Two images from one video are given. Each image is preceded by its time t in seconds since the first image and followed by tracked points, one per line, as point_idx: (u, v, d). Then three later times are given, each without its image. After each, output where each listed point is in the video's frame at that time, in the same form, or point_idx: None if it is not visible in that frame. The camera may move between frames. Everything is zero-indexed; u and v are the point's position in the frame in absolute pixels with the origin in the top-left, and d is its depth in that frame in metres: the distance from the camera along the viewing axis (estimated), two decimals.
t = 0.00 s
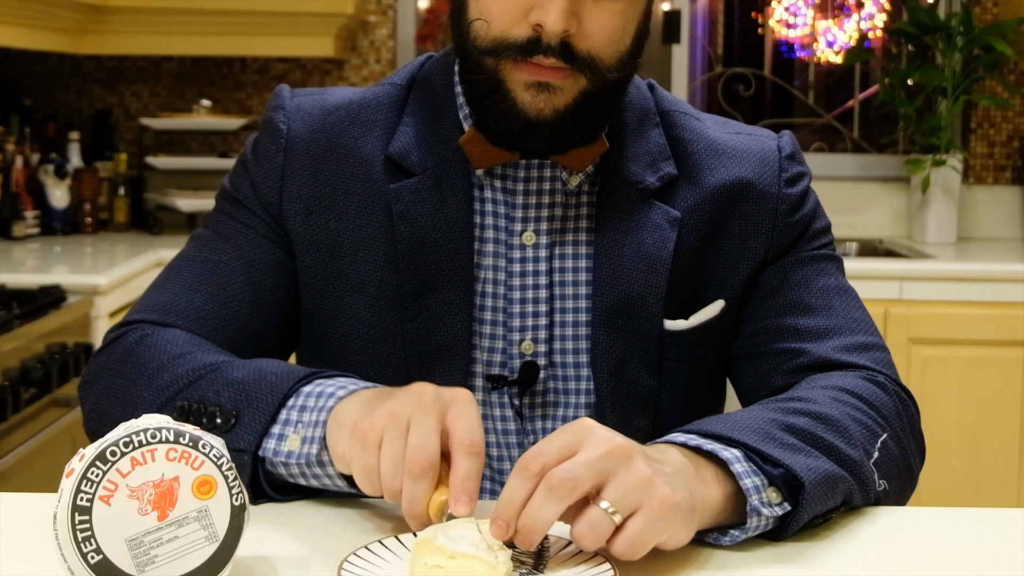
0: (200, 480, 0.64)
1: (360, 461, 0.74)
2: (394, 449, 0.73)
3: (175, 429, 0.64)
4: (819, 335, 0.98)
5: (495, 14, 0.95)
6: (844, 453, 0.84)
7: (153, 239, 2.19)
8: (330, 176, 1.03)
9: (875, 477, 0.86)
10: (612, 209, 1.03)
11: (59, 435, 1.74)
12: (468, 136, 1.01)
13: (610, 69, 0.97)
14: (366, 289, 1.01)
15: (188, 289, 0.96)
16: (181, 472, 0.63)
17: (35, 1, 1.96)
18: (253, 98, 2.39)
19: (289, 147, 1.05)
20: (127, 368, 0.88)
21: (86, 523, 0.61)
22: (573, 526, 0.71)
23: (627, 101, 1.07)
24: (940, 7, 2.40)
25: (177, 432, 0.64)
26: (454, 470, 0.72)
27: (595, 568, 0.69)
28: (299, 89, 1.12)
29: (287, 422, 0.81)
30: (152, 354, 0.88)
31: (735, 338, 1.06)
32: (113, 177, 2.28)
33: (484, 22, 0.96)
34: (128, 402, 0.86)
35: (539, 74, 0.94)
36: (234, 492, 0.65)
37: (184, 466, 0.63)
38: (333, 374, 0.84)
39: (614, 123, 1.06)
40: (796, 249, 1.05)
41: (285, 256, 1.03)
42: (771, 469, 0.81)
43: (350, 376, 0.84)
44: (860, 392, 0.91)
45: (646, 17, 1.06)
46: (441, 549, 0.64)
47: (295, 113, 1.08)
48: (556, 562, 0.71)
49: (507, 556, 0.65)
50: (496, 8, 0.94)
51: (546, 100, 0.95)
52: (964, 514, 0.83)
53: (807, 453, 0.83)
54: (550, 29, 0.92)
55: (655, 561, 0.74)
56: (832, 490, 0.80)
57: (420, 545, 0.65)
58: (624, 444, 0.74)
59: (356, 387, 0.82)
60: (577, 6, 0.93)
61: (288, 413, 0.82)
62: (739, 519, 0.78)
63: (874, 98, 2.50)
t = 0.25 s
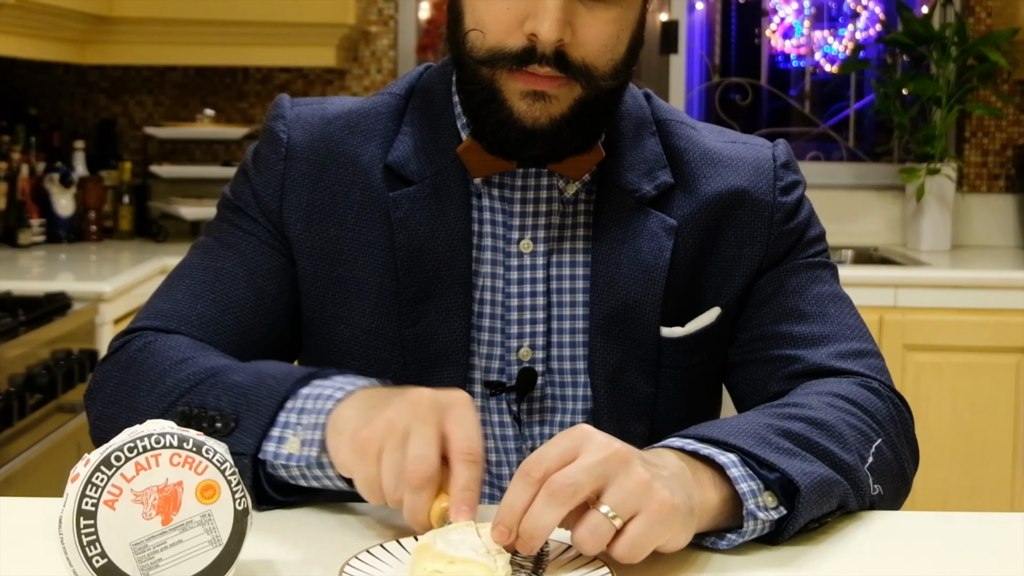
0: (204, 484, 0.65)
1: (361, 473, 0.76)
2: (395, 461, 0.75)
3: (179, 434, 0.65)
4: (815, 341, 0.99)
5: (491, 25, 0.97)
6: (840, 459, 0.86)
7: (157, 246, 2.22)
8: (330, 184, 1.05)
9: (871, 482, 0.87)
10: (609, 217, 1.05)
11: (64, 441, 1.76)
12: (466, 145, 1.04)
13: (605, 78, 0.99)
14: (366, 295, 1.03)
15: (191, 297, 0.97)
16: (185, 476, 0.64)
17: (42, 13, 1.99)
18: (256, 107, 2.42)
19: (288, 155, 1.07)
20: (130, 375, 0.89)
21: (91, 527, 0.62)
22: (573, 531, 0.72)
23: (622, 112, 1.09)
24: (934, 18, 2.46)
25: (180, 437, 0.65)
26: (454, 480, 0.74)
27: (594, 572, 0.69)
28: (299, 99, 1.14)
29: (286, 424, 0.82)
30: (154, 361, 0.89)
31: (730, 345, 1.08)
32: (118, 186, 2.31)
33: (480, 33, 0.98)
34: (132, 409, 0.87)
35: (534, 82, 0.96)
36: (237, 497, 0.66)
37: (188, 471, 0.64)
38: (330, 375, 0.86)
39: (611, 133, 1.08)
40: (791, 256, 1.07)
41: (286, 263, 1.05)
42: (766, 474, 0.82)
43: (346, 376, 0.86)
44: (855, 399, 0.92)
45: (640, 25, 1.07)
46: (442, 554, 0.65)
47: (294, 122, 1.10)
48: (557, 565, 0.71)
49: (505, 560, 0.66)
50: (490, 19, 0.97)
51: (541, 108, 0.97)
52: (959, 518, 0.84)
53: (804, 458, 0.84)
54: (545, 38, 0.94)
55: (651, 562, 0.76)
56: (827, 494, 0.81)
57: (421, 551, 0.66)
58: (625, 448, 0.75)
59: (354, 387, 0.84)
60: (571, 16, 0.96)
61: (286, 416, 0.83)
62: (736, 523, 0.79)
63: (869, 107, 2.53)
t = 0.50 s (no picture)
0: (207, 489, 0.66)
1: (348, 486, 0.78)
2: (372, 471, 0.76)
3: (183, 439, 0.66)
4: (812, 351, 1.02)
5: (489, 34, 0.99)
6: (837, 464, 0.87)
7: (161, 254, 2.25)
8: (331, 196, 1.06)
9: (868, 490, 0.89)
10: (609, 227, 1.07)
11: (69, 445, 1.78)
12: (466, 154, 1.05)
13: (601, 85, 1.01)
14: (367, 305, 1.04)
15: (196, 309, 0.99)
16: (189, 481, 0.65)
17: (47, 23, 2.02)
18: (259, 116, 2.45)
19: (290, 167, 1.08)
20: (129, 387, 0.92)
21: (96, 532, 0.63)
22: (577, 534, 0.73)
23: (620, 121, 1.11)
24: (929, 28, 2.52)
25: (184, 442, 0.66)
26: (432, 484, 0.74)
27: None
28: (299, 111, 1.15)
29: (270, 425, 0.84)
30: (148, 372, 0.92)
31: (728, 354, 1.10)
32: (122, 194, 2.34)
33: (478, 42, 1.00)
34: (131, 420, 0.89)
35: (532, 91, 0.98)
36: (240, 501, 0.67)
37: (191, 476, 0.65)
38: (313, 371, 0.87)
39: (610, 143, 1.10)
40: (788, 266, 1.08)
41: (289, 274, 1.06)
42: (767, 477, 0.84)
43: (327, 370, 0.87)
44: (852, 406, 0.94)
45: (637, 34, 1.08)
46: (443, 561, 0.65)
47: (295, 134, 1.11)
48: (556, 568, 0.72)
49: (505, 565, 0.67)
50: (488, 29, 0.98)
51: (540, 116, 0.98)
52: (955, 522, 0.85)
53: (803, 463, 0.86)
54: (542, 47, 0.96)
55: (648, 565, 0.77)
56: (825, 499, 0.83)
57: (422, 558, 0.66)
58: (620, 451, 0.76)
59: (332, 382, 0.84)
60: (567, 25, 0.97)
61: (271, 416, 0.84)
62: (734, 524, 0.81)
63: (865, 116, 2.55)
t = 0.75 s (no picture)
0: (210, 493, 0.67)
1: (365, 442, 0.77)
2: (397, 429, 0.74)
3: (186, 444, 0.67)
4: (810, 362, 1.02)
5: (487, 43, 0.99)
6: (838, 470, 0.88)
7: (165, 261, 2.27)
8: (336, 203, 1.08)
9: (867, 496, 0.90)
10: (609, 235, 1.08)
11: (75, 449, 1.80)
12: (468, 162, 1.06)
13: (600, 90, 1.02)
14: (370, 311, 1.05)
15: (202, 315, 1.00)
16: (192, 485, 0.66)
17: (52, 33, 2.04)
18: (262, 124, 2.47)
19: (295, 174, 1.09)
20: (146, 386, 0.93)
21: (101, 535, 0.64)
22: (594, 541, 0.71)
23: (620, 131, 1.12)
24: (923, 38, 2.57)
25: (187, 447, 0.67)
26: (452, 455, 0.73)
27: None
28: (304, 119, 1.17)
29: (298, 414, 0.84)
30: (167, 371, 0.92)
31: (725, 363, 1.11)
32: (127, 202, 2.36)
33: (477, 51, 1.00)
34: (150, 418, 0.90)
35: (531, 98, 0.99)
36: (243, 505, 0.68)
37: (195, 480, 0.66)
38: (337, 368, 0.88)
39: (611, 152, 1.11)
40: (787, 277, 1.09)
41: (293, 279, 1.07)
42: (770, 479, 0.84)
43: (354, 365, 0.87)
44: (852, 417, 0.95)
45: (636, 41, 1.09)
46: (443, 563, 0.68)
47: (299, 141, 1.13)
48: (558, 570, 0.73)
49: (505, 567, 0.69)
50: (487, 38, 0.99)
51: (539, 123, 0.99)
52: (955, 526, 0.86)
53: (805, 467, 0.87)
54: (540, 54, 0.96)
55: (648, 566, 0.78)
56: (825, 505, 0.83)
57: (423, 560, 0.68)
58: (632, 458, 0.74)
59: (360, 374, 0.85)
60: (565, 31, 0.97)
61: (299, 407, 0.85)
62: (736, 524, 0.81)
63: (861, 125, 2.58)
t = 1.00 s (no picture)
0: (214, 497, 0.69)
1: (384, 459, 0.78)
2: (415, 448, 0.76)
3: (190, 449, 0.69)
4: (808, 368, 1.03)
5: (491, 50, 0.99)
6: (834, 474, 0.89)
7: (169, 268, 2.30)
8: (344, 208, 1.09)
9: (863, 500, 0.90)
10: (610, 242, 1.09)
11: (80, 454, 1.83)
12: (471, 168, 1.07)
13: (603, 97, 1.02)
14: (378, 315, 1.07)
15: (220, 320, 1.01)
16: (196, 489, 0.68)
17: (58, 42, 2.07)
18: (264, 133, 2.50)
19: (303, 180, 1.11)
20: (162, 394, 0.94)
21: (107, 538, 0.66)
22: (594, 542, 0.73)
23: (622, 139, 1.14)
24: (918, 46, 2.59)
25: (191, 452, 0.69)
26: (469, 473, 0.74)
27: None
28: (311, 126, 1.19)
29: (315, 431, 0.86)
30: (183, 380, 0.93)
31: (725, 368, 1.12)
32: (131, 209, 2.39)
33: (480, 58, 1.00)
34: (166, 427, 0.91)
35: (535, 105, 0.99)
36: (246, 509, 0.70)
37: (198, 484, 0.68)
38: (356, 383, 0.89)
39: (612, 160, 1.12)
40: (786, 283, 1.10)
41: (303, 283, 1.08)
42: (765, 483, 0.85)
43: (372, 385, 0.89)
44: (848, 422, 0.96)
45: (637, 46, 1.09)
46: (443, 566, 0.69)
47: (308, 148, 1.15)
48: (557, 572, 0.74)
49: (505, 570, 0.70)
50: (490, 45, 0.99)
51: (542, 130, 1.00)
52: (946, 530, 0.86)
53: (800, 472, 0.88)
54: (543, 61, 0.96)
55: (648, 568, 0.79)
56: (820, 509, 0.84)
57: (423, 564, 0.69)
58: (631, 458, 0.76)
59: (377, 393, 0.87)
60: (568, 37, 0.98)
61: (316, 423, 0.86)
62: (732, 527, 0.82)
63: (856, 133, 2.61)
